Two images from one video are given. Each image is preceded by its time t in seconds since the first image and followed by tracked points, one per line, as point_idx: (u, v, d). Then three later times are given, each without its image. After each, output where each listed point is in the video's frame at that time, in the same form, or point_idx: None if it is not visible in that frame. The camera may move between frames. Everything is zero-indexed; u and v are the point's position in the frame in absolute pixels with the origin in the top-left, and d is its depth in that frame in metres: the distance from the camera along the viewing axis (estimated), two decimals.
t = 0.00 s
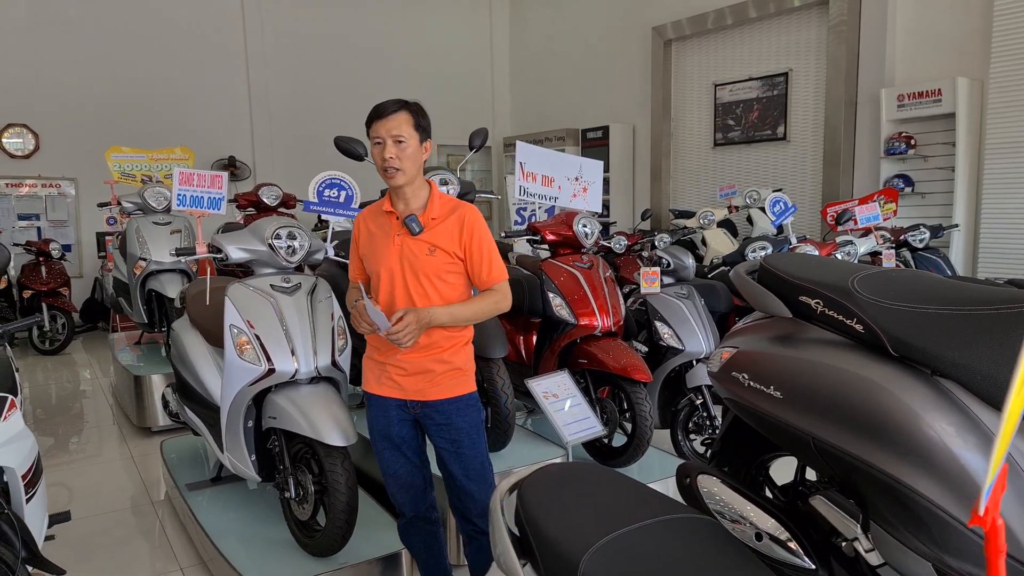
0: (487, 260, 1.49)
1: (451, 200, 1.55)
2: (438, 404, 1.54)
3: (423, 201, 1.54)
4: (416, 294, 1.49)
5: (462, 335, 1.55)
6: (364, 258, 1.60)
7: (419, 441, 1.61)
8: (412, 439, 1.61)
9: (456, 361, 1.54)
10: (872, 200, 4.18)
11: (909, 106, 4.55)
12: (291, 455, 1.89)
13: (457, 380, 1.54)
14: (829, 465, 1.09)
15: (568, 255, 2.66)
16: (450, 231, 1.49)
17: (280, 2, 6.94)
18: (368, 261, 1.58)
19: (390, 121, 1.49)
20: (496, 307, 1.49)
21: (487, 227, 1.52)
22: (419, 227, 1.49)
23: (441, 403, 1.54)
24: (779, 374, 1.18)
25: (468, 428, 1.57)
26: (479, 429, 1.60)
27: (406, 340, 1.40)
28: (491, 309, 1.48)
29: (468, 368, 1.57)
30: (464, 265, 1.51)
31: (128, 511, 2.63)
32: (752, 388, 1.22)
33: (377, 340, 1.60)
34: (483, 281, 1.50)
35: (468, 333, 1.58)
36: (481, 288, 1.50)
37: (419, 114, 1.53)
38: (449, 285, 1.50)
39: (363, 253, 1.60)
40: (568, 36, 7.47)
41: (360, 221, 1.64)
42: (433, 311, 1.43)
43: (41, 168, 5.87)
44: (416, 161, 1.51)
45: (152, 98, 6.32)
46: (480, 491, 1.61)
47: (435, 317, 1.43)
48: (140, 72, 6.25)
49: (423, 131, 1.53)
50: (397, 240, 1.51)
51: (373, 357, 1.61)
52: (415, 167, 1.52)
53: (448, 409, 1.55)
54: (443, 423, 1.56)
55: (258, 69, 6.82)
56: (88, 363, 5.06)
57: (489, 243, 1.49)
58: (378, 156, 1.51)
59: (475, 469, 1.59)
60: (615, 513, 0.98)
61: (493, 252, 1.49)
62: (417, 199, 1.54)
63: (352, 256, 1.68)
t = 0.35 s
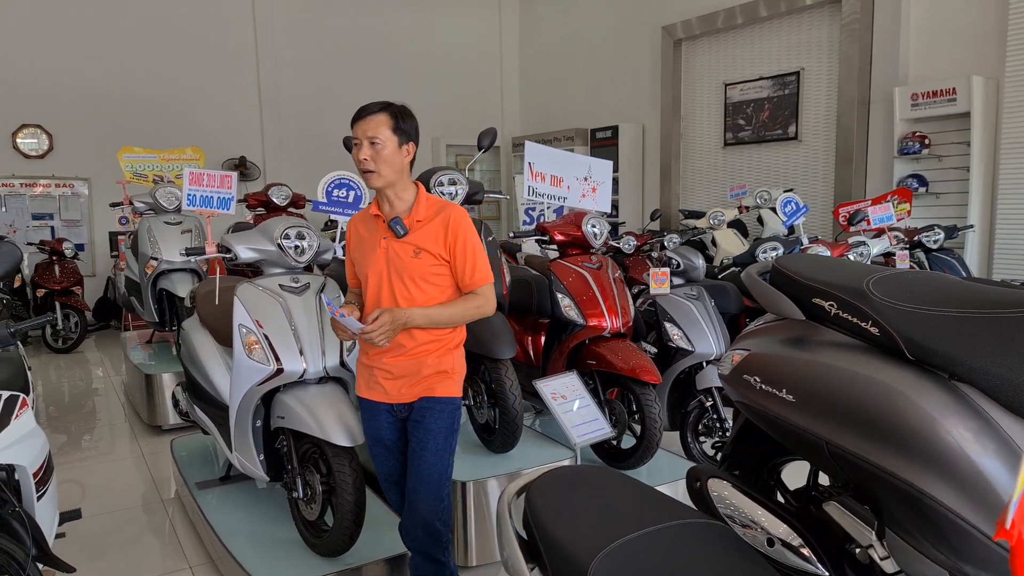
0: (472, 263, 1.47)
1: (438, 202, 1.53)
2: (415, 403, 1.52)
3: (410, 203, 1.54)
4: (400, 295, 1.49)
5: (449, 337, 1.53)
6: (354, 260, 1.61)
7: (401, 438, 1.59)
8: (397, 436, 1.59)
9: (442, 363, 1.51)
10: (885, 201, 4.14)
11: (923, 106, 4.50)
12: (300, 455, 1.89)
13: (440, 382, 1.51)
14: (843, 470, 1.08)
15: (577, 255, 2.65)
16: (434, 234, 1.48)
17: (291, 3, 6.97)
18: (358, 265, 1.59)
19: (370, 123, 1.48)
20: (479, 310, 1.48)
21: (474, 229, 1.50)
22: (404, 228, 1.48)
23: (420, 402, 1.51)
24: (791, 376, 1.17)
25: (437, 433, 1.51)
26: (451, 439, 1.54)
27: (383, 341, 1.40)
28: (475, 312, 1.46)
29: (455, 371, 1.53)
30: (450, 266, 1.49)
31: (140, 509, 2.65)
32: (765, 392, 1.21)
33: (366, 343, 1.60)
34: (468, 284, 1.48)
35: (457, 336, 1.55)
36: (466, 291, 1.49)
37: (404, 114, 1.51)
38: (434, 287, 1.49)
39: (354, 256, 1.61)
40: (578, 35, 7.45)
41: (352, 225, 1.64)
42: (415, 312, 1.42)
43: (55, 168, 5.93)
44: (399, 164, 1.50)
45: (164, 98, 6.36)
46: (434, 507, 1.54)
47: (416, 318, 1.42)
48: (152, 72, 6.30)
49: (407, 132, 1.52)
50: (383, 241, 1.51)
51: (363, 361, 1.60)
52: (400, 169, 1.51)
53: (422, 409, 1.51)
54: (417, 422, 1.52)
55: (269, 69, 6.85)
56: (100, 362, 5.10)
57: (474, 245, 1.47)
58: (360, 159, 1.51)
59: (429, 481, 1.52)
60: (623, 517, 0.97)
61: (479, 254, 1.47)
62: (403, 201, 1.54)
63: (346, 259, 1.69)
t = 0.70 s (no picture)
0: (458, 269, 1.41)
1: (426, 204, 1.49)
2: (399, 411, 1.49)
3: (399, 206, 1.51)
4: (389, 304, 1.48)
5: (440, 348, 1.47)
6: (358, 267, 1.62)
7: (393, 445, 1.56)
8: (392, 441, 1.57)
9: (429, 375, 1.46)
10: (925, 201, 4.03)
11: (966, 103, 4.37)
12: (327, 453, 1.90)
13: (426, 396, 1.46)
14: (878, 478, 1.05)
15: (606, 255, 2.63)
16: (419, 238, 1.44)
17: (324, 5, 7.05)
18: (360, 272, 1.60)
19: (346, 130, 1.47)
20: (468, 319, 1.42)
21: (463, 231, 1.44)
22: (389, 234, 1.47)
23: (404, 411, 1.48)
24: (825, 381, 1.13)
25: (419, 448, 1.47)
26: (434, 458, 1.49)
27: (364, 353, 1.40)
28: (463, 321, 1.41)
29: (445, 384, 1.47)
30: (438, 273, 1.45)
31: (173, 503, 2.70)
32: (797, 396, 1.18)
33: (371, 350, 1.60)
34: (458, 290, 1.44)
35: (450, 346, 1.49)
36: (457, 298, 1.44)
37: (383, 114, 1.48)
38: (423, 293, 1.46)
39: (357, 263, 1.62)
40: (609, 34, 7.40)
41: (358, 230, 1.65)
42: (396, 322, 1.40)
43: (95, 168, 6.08)
44: (381, 167, 1.48)
45: (199, 100, 6.49)
46: (403, 523, 1.50)
47: (398, 329, 1.39)
48: (188, 74, 6.42)
49: (387, 133, 1.48)
50: (374, 248, 1.51)
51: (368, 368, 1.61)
52: (382, 172, 1.48)
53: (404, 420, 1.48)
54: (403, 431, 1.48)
55: (302, 71, 6.94)
56: (138, 357, 5.22)
57: (460, 249, 1.41)
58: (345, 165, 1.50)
59: (402, 495, 1.48)
60: (648, 522, 0.95)
61: (466, 259, 1.42)
62: (392, 204, 1.52)
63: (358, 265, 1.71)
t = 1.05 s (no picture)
0: (430, 279, 1.36)
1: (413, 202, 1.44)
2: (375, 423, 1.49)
3: (391, 200, 1.49)
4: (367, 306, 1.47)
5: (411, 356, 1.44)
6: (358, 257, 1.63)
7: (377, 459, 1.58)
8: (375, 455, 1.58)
9: (398, 383, 1.45)
10: (984, 201, 3.88)
11: None
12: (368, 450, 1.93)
13: (396, 404, 1.45)
14: (931, 487, 1.01)
15: (648, 256, 2.59)
16: (397, 240, 1.41)
17: (369, 8, 7.15)
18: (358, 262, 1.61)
19: (339, 117, 1.45)
20: (431, 331, 1.35)
21: (439, 235, 1.38)
22: (373, 232, 1.45)
23: (381, 423, 1.47)
24: (876, 386, 1.09)
25: (399, 461, 1.46)
26: (416, 467, 1.48)
27: (326, 362, 1.40)
28: (428, 335, 1.34)
29: (415, 393, 1.45)
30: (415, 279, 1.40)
31: (220, 496, 2.77)
32: (846, 402, 1.14)
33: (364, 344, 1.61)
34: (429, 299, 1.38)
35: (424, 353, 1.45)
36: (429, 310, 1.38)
37: (377, 103, 1.43)
38: (398, 297, 1.44)
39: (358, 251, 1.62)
40: (654, 32, 7.32)
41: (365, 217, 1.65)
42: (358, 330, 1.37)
43: (149, 169, 6.29)
44: (370, 162, 1.45)
45: (248, 103, 6.65)
46: (403, 537, 1.50)
47: (358, 338, 1.37)
48: (238, 77, 6.59)
49: (375, 124, 1.43)
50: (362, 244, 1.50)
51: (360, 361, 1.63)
52: (372, 167, 1.46)
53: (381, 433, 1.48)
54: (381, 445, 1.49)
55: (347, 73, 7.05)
56: (188, 353, 5.38)
57: (431, 255, 1.35)
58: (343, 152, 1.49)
59: (394, 504, 1.48)
60: (690, 527, 0.94)
61: (436, 266, 1.35)
62: (385, 197, 1.50)
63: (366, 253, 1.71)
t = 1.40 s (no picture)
0: (422, 288, 1.36)
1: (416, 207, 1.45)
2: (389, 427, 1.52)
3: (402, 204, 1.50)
4: (380, 307, 1.52)
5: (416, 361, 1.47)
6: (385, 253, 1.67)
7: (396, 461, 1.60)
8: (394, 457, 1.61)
9: (405, 388, 1.48)
10: None
11: None
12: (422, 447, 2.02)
13: (406, 410, 1.48)
14: (1004, 501, 0.95)
15: (706, 257, 2.55)
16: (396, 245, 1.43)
17: (426, 9, 7.23)
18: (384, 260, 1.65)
19: (345, 121, 1.47)
20: (416, 341, 1.36)
21: (431, 243, 1.37)
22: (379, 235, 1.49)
23: (395, 427, 1.51)
24: (947, 394, 1.04)
25: (416, 466, 1.49)
26: (434, 472, 1.49)
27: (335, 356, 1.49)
28: (412, 346, 1.36)
29: (424, 399, 1.47)
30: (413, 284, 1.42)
31: (279, 487, 2.86)
32: (912, 410, 1.10)
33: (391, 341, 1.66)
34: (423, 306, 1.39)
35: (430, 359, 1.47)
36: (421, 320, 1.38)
37: (377, 106, 1.43)
38: (402, 301, 1.46)
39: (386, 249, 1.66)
40: (713, 29, 7.18)
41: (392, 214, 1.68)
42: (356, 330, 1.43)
43: (215, 169, 6.53)
44: (376, 167, 1.47)
45: (308, 105, 6.83)
46: (431, 540, 1.52)
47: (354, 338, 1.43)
48: (299, 80, 6.77)
49: (376, 128, 1.44)
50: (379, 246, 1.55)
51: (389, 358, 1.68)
52: (379, 172, 1.48)
53: (397, 437, 1.51)
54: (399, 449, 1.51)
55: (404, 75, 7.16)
56: (250, 347, 5.56)
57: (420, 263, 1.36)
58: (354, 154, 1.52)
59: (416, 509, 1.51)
60: (754, 539, 0.91)
61: (426, 276, 1.35)
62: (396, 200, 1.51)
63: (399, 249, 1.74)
